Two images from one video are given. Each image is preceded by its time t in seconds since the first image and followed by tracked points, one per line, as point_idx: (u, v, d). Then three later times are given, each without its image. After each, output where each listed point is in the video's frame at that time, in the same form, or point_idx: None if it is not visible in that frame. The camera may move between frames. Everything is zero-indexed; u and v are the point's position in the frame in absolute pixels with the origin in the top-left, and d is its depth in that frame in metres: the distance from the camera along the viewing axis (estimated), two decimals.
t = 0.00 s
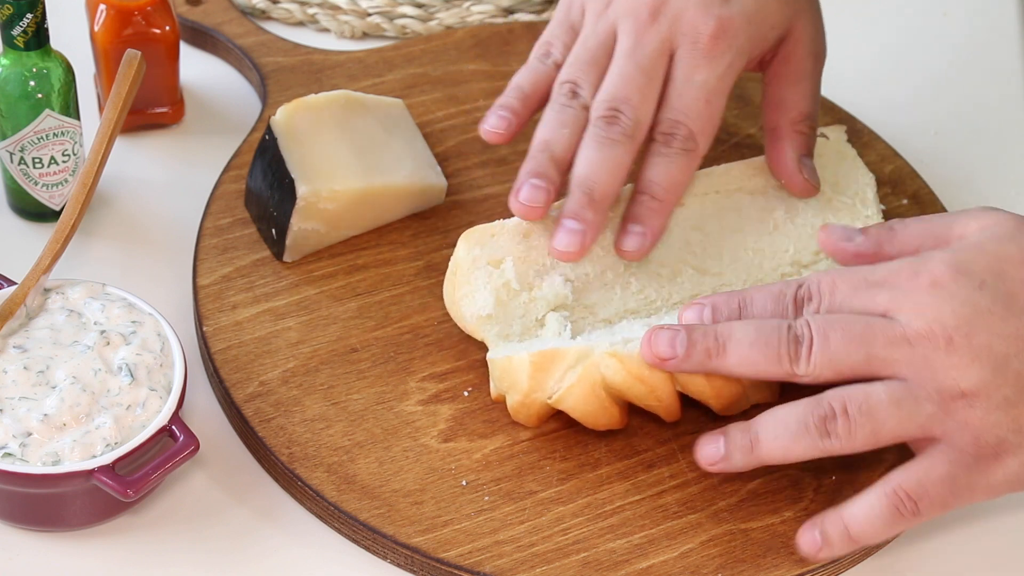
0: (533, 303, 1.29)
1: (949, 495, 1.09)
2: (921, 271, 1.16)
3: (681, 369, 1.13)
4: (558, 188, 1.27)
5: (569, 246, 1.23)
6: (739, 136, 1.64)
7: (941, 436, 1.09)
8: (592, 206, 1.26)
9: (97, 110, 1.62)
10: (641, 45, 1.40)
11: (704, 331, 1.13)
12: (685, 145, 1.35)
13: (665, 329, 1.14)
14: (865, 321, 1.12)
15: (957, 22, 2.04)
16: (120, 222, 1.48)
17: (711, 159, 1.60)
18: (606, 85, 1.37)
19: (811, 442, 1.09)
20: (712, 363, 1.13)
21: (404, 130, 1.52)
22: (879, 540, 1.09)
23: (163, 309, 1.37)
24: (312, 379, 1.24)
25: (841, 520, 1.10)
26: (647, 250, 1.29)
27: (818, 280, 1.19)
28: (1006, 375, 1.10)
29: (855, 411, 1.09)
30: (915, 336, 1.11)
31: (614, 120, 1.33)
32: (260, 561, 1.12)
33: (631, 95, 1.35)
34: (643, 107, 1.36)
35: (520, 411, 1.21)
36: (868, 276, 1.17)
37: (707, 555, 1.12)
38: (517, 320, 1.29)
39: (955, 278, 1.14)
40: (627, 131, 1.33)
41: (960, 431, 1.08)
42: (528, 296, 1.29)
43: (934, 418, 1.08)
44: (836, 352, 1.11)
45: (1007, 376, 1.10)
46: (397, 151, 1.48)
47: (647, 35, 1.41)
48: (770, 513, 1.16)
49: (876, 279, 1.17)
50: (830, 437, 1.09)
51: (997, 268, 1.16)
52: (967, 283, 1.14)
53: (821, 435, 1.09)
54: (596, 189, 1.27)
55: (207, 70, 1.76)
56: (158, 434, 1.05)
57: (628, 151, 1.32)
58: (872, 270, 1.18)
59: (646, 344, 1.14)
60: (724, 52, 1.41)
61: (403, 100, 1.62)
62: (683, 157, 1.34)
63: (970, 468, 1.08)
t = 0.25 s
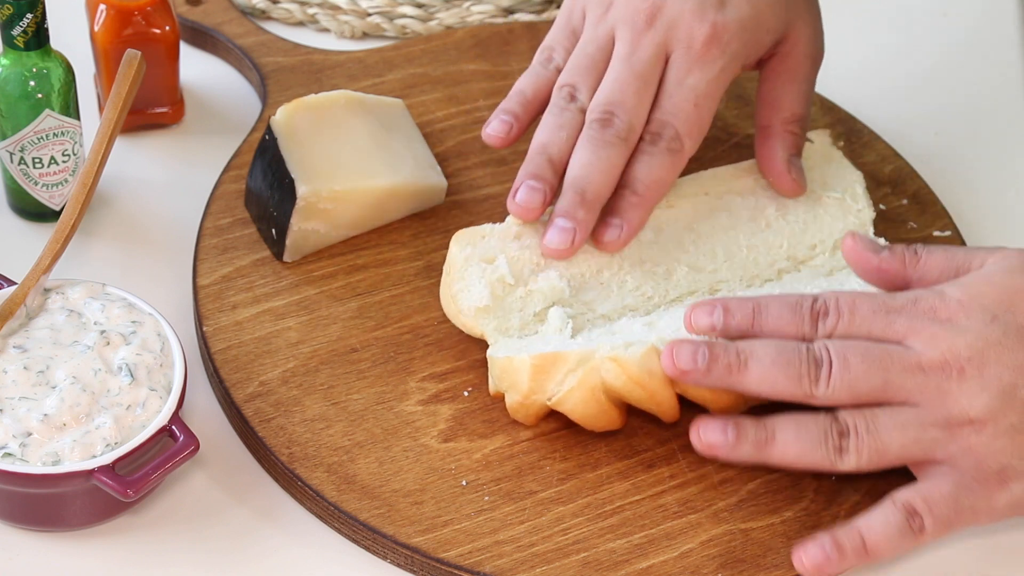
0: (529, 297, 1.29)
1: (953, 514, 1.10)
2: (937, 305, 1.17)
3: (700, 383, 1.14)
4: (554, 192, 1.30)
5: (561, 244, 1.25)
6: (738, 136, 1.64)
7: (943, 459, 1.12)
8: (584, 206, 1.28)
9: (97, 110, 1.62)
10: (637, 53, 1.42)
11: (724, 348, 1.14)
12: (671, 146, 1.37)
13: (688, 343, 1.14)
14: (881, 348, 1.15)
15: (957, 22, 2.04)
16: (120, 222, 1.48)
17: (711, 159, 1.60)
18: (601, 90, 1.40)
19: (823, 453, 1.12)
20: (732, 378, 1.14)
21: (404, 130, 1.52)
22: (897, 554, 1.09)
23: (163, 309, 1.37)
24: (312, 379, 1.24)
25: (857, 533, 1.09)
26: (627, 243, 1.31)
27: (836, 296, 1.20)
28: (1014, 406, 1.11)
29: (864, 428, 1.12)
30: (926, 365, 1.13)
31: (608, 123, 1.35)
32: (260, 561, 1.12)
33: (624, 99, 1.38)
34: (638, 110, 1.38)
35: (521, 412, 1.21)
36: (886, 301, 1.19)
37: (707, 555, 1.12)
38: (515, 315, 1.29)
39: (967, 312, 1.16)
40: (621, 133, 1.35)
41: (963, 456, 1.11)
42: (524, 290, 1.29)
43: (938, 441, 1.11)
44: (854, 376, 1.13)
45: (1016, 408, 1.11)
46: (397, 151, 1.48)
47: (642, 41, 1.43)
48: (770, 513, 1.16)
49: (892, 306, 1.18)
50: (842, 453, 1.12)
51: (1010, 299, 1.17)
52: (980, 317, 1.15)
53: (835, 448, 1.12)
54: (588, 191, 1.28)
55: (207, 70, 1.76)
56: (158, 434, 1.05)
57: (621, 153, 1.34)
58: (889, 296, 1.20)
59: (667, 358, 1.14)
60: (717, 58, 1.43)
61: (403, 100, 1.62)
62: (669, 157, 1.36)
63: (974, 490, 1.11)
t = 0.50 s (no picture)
0: (524, 293, 1.29)
1: (941, 492, 1.12)
2: (928, 296, 1.18)
3: (702, 408, 1.12)
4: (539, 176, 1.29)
5: (543, 228, 1.24)
6: (738, 136, 1.64)
7: (940, 447, 1.14)
8: (569, 190, 1.27)
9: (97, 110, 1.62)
10: (635, 43, 1.40)
11: (722, 369, 1.13)
12: (667, 142, 1.33)
13: (683, 369, 1.13)
14: (878, 349, 1.15)
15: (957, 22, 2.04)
16: (120, 222, 1.48)
17: (711, 159, 1.59)
18: (598, 79, 1.38)
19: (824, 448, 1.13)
20: (732, 401, 1.12)
21: (404, 130, 1.52)
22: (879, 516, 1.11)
23: (163, 309, 1.37)
24: (312, 379, 1.24)
25: (846, 489, 1.12)
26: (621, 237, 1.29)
27: (830, 292, 1.19)
28: (1008, 392, 1.13)
29: (862, 424, 1.14)
30: (922, 360, 1.14)
31: (600, 112, 1.33)
32: (260, 561, 1.12)
33: (619, 90, 1.35)
34: (631, 101, 1.35)
35: (522, 416, 1.21)
36: (878, 295, 1.18)
37: (707, 555, 1.12)
38: (511, 310, 1.29)
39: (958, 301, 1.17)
40: (613, 122, 1.33)
41: (958, 443, 1.13)
42: (519, 286, 1.29)
43: (934, 428, 1.13)
44: (853, 382, 1.13)
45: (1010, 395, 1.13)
46: (397, 151, 1.48)
47: (639, 35, 1.40)
48: (770, 513, 1.16)
49: (884, 300, 1.18)
50: (842, 447, 1.14)
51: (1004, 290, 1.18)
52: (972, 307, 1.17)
53: (834, 444, 1.14)
54: (574, 175, 1.27)
55: (207, 70, 1.76)
56: (158, 434, 1.05)
57: (611, 144, 1.31)
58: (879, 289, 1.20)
59: (667, 387, 1.12)
60: (715, 56, 1.39)
61: (403, 100, 1.62)
62: (665, 153, 1.33)
63: (965, 474, 1.13)
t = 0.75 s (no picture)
0: (523, 307, 1.28)
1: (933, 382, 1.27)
2: (925, 198, 1.23)
3: (731, 358, 1.13)
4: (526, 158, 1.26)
5: (523, 203, 1.19)
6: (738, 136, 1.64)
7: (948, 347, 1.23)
8: (543, 162, 1.20)
9: (97, 110, 1.62)
10: None
11: (744, 314, 1.13)
12: (649, 118, 1.24)
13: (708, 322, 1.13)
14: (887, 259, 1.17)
15: (958, 21, 2.04)
16: (120, 222, 1.48)
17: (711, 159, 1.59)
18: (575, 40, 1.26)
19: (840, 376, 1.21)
20: (757, 342, 1.14)
21: (404, 130, 1.52)
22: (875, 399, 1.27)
23: (163, 309, 1.37)
24: (312, 379, 1.24)
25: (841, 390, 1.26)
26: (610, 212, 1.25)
27: (829, 220, 1.22)
28: (1010, 287, 1.21)
29: (878, 348, 1.20)
30: (935, 266, 1.18)
31: (575, 75, 1.23)
32: (259, 561, 1.12)
33: (597, 51, 1.23)
34: (611, 62, 1.24)
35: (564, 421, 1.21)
36: (875, 208, 1.22)
37: (707, 555, 1.12)
38: (516, 326, 1.27)
39: (958, 201, 1.23)
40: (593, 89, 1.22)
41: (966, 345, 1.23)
42: (516, 300, 1.28)
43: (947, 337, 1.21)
44: (873, 296, 1.15)
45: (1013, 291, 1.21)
46: (397, 151, 1.48)
47: None
48: (770, 513, 1.16)
49: (885, 215, 1.22)
50: (859, 369, 1.21)
51: (993, 181, 1.26)
52: (970, 206, 1.22)
53: (851, 367, 1.21)
54: (547, 146, 1.20)
55: (207, 70, 1.76)
56: (158, 434, 1.05)
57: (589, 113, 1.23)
58: (877, 202, 1.23)
59: (690, 343, 1.13)
60: (702, 27, 1.27)
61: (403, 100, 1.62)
62: (650, 130, 1.24)
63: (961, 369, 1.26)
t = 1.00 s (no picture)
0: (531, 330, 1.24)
1: (968, 427, 1.20)
2: (934, 228, 1.26)
3: (731, 352, 1.15)
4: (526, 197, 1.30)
5: (535, 246, 1.25)
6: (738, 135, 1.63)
7: (965, 378, 1.21)
8: (557, 208, 1.27)
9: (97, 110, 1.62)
10: (605, 52, 1.38)
11: (744, 309, 1.17)
12: (643, 146, 1.35)
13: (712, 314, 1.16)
14: (891, 279, 1.22)
15: (958, 20, 2.04)
16: (120, 222, 1.48)
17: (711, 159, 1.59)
18: (569, 90, 1.36)
19: (862, 382, 1.17)
20: (759, 338, 1.16)
21: (404, 130, 1.52)
22: (918, 463, 1.18)
23: (163, 309, 1.37)
24: (312, 379, 1.24)
25: (882, 446, 1.18)
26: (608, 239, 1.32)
27: (840, 225, 1.24)
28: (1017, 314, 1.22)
29: (894, 357, 1.18)
30: (940, 289, 1.21)
31: (578, 126, 1.32)
32: (259, 561, 1.12)
33: (594, 101, 1.34)
34: (607, 110, 1.35)
35: (609, 440, 1.18)
36: (891, 228, 1.25)
37: (707, 555, 1.12)
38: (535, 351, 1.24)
39: (964, 233, 1.26)
40: (592, 136, 1.32)
41: (982, 372, 1.21)
42: (522, 326, 1.23)
43: (961, 361, 1.20)
44: (875, 313, 1.19)
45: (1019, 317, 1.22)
46: (397, 151, 1.48)
47: (609, 42, 1.38)
48: (770, 513, 1.16)
49: (899, 235, 1.25)
50: (877, 383, 1.18)
51: (997, 221, 1.28)
52: (977, 239, 1.26)
53: (870, 380, 1.17)
54: (560, 194, 1.28)
55: (207, 70, 1.76)
56: (158, 434, 1.05)
57: (593, 157, 1.32)
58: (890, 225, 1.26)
59: (693, 333, 1.15)
60: (684, 59, 1.39)
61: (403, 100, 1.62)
62: (644, 157, 1.35)
63: (989, 407, 1.21)
